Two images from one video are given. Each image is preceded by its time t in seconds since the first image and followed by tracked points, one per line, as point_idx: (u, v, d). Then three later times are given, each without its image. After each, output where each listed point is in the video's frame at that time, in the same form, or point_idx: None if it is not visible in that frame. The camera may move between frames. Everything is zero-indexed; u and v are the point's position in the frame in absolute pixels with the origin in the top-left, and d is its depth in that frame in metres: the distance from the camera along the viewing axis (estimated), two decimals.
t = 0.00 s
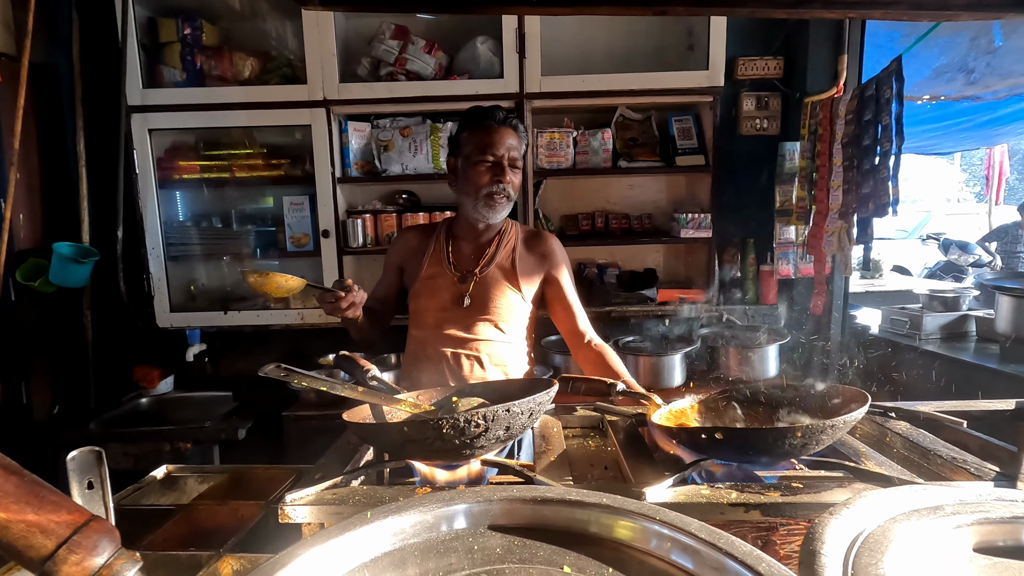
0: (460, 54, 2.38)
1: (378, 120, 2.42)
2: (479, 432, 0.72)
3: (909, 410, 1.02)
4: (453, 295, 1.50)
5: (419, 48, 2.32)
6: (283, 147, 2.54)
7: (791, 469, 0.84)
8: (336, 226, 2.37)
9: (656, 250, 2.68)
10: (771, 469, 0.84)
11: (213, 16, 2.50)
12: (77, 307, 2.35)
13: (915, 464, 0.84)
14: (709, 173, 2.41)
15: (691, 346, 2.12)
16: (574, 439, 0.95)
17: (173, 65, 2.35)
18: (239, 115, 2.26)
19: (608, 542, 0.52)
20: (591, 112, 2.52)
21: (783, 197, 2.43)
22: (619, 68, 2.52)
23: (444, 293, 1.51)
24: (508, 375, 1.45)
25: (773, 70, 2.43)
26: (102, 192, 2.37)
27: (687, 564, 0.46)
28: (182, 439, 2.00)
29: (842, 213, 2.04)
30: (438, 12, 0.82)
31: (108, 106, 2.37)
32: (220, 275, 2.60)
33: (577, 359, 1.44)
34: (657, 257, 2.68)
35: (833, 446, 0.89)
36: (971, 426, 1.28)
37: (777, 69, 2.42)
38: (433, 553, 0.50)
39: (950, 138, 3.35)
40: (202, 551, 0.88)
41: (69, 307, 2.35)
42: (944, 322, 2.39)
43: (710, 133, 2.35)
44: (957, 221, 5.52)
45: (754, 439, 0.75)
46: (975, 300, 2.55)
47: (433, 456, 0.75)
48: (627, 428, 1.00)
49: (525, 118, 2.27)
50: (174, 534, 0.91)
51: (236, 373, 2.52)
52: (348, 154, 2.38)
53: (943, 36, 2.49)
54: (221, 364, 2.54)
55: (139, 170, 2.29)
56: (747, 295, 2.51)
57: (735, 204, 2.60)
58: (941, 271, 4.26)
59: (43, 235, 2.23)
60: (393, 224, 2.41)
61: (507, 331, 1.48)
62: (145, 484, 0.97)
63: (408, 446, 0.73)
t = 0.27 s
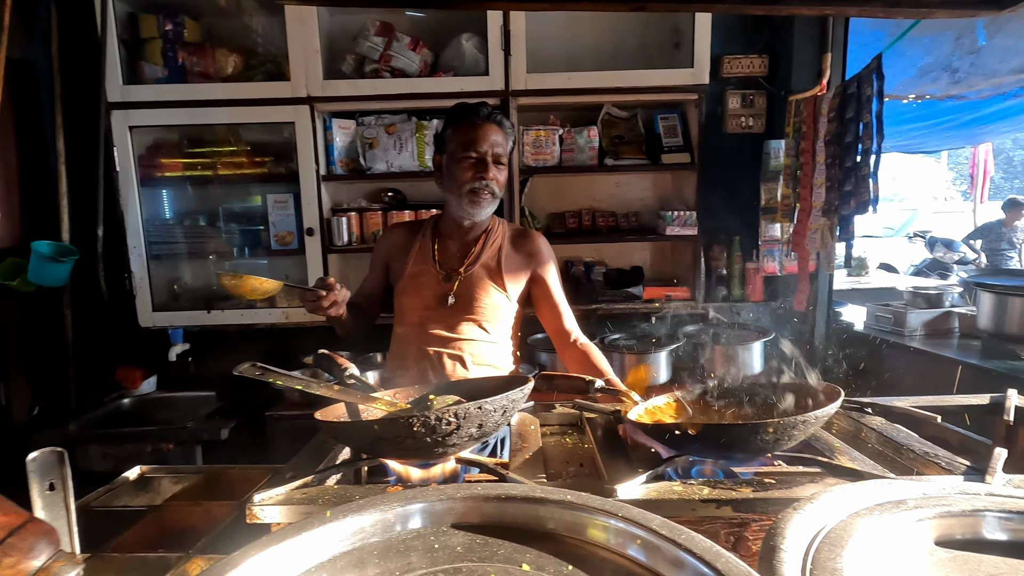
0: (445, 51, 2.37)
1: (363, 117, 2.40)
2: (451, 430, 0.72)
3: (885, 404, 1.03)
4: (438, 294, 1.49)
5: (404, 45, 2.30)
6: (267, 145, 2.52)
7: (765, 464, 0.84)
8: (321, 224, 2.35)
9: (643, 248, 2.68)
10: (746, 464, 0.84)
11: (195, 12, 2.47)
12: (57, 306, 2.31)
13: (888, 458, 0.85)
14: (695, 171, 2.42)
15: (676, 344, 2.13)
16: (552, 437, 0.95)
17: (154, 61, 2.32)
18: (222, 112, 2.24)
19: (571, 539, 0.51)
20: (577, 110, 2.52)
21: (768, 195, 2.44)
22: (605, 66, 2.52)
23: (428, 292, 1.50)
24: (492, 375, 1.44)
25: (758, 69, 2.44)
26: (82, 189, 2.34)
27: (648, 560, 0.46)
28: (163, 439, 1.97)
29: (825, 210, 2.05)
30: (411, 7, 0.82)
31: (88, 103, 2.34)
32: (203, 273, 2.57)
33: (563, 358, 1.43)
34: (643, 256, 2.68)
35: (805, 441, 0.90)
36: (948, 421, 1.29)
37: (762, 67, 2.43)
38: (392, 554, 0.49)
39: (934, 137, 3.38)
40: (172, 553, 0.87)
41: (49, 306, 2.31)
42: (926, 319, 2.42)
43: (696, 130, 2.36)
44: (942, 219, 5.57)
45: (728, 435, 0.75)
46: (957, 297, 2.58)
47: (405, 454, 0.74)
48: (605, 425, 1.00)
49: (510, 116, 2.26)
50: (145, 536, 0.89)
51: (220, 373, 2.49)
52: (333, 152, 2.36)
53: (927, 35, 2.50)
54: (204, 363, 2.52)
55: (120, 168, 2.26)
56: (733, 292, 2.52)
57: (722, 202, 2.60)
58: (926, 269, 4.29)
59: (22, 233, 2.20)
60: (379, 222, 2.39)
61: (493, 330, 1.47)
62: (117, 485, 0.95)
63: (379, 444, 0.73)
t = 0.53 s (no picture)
0: (432, 49, 2.35)
1: (350, 115, 2.39)
2: (426, 428, 0.71)
3: (867, 401, 1.02)
4: (422, 293, 1.49)
5: (391, 42, 2.28)
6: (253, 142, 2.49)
7: (745, 460, 0.85)
8: (307, 222, 2.33)
9: (632, 246, 2.69)
10: (724, 460, 0.84)
11: (179, 8, 2.44)
12: (39, 306, 2.28)
13: (867, 454, 0.85)
14: (683, 169, 2.42)
15: (664, 342, 2.13)
16: (533, 435, 0.95)
17: (138, 57, 2.29)
18: (206, 109, 2.21)
19: (537, 536, 0.51)
20: (565, 108, 2.51)
21: (755, 193, 2.45)
22: (593, 63, 2.52)
23: (413, 290, 1.50)
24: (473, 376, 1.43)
25: (746, 67, 2.44)
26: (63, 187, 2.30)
27: (615, 557, 0.45)
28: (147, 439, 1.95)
29: (810, 208, 2.06)
30: None
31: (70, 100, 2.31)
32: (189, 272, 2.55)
33: (544, 361, 1.43)
34: (632, 254, 2.69)
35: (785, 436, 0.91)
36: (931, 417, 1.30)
37: (749, 66, 2.44)
38: (358, 554, 0.49)
39: (921, 135, 3.41)
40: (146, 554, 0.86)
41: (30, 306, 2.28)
42: (912, 316, 2.43)
43: (684, 128, 2.36)
44: (930, 218, 5.63)
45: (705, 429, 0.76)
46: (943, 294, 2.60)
47: (381, 453, 0.73)
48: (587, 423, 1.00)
49: (497, 113, 2.25)
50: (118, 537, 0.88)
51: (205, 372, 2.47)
52: (319, 150, 2.35)
53: (913, 35, 2.51)
54: (190, 363, 2.50)
55: (102, 165, 2.23)
56: (721, 291, 2.53)
57: (710, 200, 2.61)
58: (914, 266, 4.31)
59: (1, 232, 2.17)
60: (366, 220, 2.38)
61: (477, 333, 1.47)
62: (93, 487, 0.94)
63: (354, 442, 0.72)
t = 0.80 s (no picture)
0: (426, 48, 2.35)
1: (343, 114, 2.38)
2: (417, 427, 0.71)
3: (857, 399, 1.02)
4: (414, 293, 1.49)
5: (385, 41, 2.28)
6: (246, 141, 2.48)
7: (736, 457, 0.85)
8: (301, 222, 2.33)
9: (626, 245, 2.70)
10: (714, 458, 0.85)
11: (172, 6, 2.43)
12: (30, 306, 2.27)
13: (858, 451, 0.86)
14: (677, 168, 2.43)
15: (658, 341, 2.14)
16: (524, 433, 0.95)
17: (130, 55, 2.28)
18: (199, 108, 2.20)
19: (525, 534, 0.51)
20: (560, 107, 2.52)
21: (749, 193, 2.46)
22: (587, 63, 2.52)
23: (404, 290, 1.50)
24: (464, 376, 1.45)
25: (739, 67, 2.46)
26: (54, 186, 2.29)
27: (602, 555, 0.46)
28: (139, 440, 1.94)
29: (803, 208, 2.07)
30: None
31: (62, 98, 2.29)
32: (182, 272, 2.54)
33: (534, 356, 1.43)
34: (626, 253, 2.70)
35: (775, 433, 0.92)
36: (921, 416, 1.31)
37: (742, 66, 2.46)
38: (346, 553, 0.49)
39: (914, 135, 3.43)
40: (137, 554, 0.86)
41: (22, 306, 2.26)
42: (904, 315, 2.45)
43: (678, 128, 2.36)
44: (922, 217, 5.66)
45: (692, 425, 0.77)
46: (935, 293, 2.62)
47: (371, 452, 0.73)
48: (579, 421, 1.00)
49: (491, 113, 2.25)
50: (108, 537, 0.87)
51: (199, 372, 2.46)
52: (313, 149, 2.34)
53: (906, 35, 2.53)
54: (183, 363, 2.49)
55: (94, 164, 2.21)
56: (716, 289, 2.55)
57: (704, 200, 2.61)
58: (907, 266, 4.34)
59: None
60: (360, 220, 2.38)
61: (470, 334, 1.47)
62: (83, 488, 0.92)
63: (345, 441, 0.72)
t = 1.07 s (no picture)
0: (425, 47, 2.35)
1: (342, 113, 2.39)
2: (416, 425, 0.71)
3: (853, 397, 1.04)
4: (405, 292, 1.50)
5: (383, 41, 2.28)
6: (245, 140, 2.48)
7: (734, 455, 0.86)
8: (299, 221, 2.33)
9: (625, 245, 2.71)
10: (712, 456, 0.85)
11: (170, 5, 2.42)
12: (29, 304, 2.26)
13: (854, 450, 0.86)
14: (675, 167, 2.44)
15: (656, 340, 2.15)
16: (523, 432, 0.95)
17: (128, 54, 2.27)
18: (197, 107, 2.20)
19: (523, 530, 0.51)
20: (558, 106, 2.52)
21: (747, 192, 2.47)
22: (586, 63, 2.52)
23: (395, 289, 1.51)
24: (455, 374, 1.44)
25: (737, 67, 2.44)
26: (52, 185, 2.28)
27: (600, 550, 0.46)
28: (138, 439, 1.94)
29: (801, 207, 2.08)
30: None
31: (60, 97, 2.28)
32: (180, 271, 2.54)
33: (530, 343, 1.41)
34: (625, 253, 2.70)
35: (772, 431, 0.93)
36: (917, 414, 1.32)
37: (740, 66, 2.43)
38: (346, 549, 0.49)
39: (911, 135, 3.44)
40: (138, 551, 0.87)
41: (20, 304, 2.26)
42: (902, 315, 2.46)
43: (676, 128, 2.37)
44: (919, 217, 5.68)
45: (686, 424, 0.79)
46: (932, 292, 2.63)
47: (372, 450, 0.73)
48: (578, 420, 1.00)
49: (490, 113, 2.26)
50: (109, 535, 0.88)
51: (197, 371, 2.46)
52: (312, 148, 2.34)
53: (904, 35, 2.54)
54: (181, 363, 2.49)
55: (93, 163, 2.21)
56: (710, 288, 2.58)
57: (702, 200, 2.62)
58: (904, 265, 4.35)
59: None
60: (359, 219, 2.38)
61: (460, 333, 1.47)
62: (83, 486, 0.94)
63: (344, 439, 0.72)
